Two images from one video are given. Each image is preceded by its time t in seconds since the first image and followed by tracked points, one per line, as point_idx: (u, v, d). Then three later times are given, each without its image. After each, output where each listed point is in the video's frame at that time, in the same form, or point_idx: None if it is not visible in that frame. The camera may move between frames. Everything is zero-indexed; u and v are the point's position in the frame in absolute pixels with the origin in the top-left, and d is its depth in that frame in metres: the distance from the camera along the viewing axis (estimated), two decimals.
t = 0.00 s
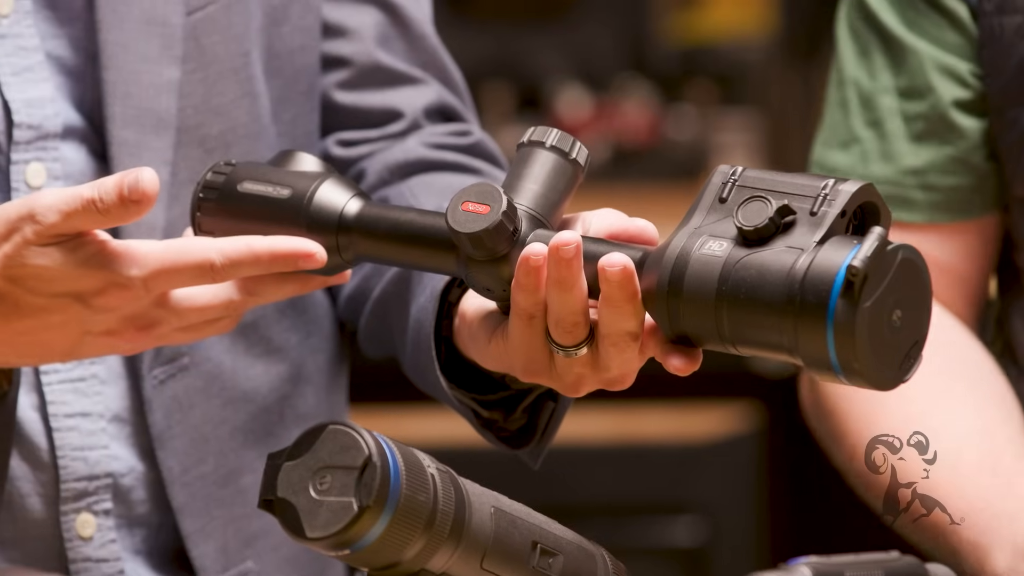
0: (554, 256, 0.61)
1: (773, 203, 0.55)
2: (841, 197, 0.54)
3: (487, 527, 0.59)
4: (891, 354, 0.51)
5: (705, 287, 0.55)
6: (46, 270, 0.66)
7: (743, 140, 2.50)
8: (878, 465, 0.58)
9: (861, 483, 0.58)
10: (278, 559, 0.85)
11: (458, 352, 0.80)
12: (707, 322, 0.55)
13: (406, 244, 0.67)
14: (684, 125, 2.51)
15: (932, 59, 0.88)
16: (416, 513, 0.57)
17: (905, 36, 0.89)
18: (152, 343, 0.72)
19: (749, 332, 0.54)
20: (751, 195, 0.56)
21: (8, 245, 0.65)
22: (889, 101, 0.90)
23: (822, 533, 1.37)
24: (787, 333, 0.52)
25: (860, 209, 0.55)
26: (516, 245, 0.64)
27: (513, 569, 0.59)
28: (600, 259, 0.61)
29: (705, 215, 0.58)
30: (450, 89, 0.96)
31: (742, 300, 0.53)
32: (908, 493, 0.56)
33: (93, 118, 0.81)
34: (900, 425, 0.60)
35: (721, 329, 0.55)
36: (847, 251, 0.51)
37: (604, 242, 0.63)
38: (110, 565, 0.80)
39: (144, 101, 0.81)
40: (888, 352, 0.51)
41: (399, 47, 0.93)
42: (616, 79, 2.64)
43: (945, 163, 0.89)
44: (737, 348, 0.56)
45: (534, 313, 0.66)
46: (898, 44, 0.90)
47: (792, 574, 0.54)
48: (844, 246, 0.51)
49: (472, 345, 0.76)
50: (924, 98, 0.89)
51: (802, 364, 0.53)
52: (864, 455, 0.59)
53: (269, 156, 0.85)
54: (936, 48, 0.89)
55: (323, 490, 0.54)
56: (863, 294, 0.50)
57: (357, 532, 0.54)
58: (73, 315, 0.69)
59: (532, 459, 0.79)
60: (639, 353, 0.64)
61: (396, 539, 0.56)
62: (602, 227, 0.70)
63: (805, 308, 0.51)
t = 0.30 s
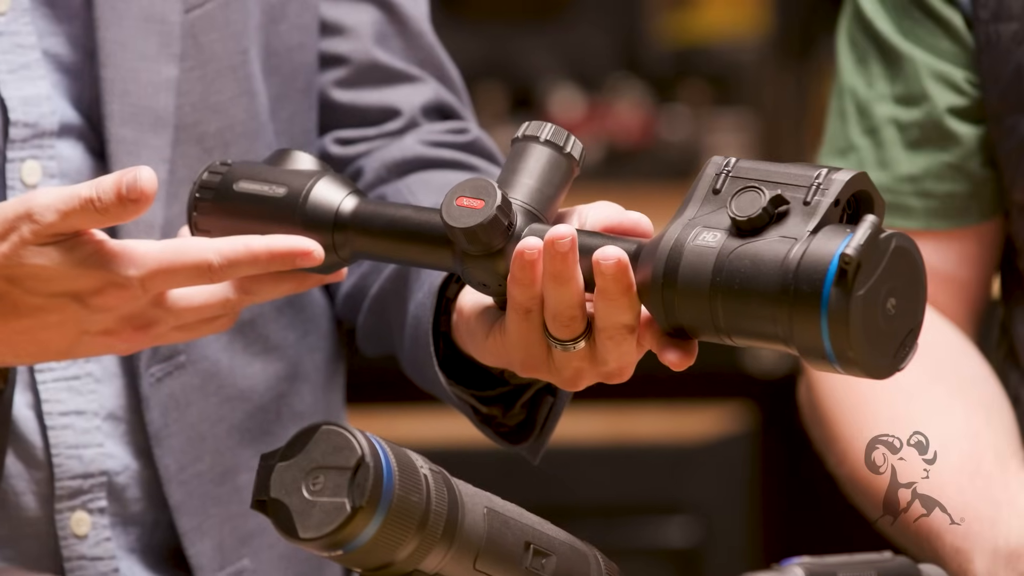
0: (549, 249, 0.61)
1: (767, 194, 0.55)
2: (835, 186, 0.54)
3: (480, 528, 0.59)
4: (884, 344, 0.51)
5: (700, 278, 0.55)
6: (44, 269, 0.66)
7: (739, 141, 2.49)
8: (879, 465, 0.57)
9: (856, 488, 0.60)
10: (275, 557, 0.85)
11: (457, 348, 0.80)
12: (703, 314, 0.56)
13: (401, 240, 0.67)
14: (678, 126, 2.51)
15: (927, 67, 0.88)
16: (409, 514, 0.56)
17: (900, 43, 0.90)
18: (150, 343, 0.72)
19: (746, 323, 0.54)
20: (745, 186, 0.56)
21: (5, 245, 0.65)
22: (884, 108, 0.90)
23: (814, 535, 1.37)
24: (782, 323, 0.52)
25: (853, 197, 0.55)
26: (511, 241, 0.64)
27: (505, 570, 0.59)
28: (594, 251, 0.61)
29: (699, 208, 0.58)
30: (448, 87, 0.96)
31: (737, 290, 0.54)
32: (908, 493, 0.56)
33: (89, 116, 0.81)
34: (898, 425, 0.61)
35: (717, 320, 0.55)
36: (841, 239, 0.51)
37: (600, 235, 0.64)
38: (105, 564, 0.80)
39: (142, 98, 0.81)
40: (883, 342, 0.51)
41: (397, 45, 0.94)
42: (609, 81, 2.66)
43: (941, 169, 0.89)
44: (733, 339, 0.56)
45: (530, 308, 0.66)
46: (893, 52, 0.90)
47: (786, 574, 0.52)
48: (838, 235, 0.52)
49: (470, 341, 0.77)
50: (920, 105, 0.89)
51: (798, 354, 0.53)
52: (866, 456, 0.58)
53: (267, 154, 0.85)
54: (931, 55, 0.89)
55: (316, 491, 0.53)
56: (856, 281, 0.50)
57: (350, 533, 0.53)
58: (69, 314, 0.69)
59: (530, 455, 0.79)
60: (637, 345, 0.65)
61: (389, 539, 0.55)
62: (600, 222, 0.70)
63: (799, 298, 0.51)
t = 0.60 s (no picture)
0: (545, 249, 0.61)
1: (763, 195, 0.55)
2: (831, 188, 0.54)
3: (475, 529, 0.59)
4: (880, 345, 0.51)
5: (695, 278, 0.55)
6: (40, 270, 0.66)
7: (732, 142, 2.50)
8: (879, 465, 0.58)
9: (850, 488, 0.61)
10: (271, 558, 0.85)
11: (453, 348, 0.80)
12: (698, 314, 0.56)
13: (397, 240, 0.67)
14: (673, 127, 2.52)
15: (923, 64, 0.88)
16: (404, 515, 0.56)
17: (896, 41, 0.90)
18: (146, 344, 0.72)
19: (740, 324, 0.54)
20: (742, 187, 0.56)
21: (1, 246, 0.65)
22: (880, 105, 0.91)
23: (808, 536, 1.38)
24: (777, 325, 0.53)
25: (849, 199, 0.55)
26: (508, 241, 0.64)
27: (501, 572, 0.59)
28: (590, 251, 0.62)
29: (695, 209, 0.58)
30: (445, 87, 0.96)
31: (732, 291, 0.54)
32: (908, 493, 0.57)
33: (86, 117, 0.82)
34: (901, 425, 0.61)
35: (712, 321, 0.55)
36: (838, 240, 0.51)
37: (596, 235, 0.64)
38: (99, 565, 0.80)
39: (139, 99, 0.81)
40: (879, 343, 0.51)
41: (395, 46, 0.94)
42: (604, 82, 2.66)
43: (936, 167, 0.89)
44: (728, 340, 0.56)
45: (526, 308, 0.66)
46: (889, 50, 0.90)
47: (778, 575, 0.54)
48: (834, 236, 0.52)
49: (465, 341, 0.77)
50: (915, 102, 0.89)
51: (793, 355, 0.53)
52: (866, 456, 0.59)
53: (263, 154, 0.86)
54: (927, 53, 0.89)
55: (311, 492, 0.53)
56: (851, 282, 0.50)
57: (345, 534, 0.53)
58: (66, 315, 0.69)
59: (526, 456, 0.79)
60: (633, 345, 0.65)
61: (385, 540, 0.55)
62: (596, 222, 0.70)
63: (794, 300, 0.51)
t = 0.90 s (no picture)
0: (538, 252, 0.61)
1: (755, 199, 0.55)
2: (823, 191, 0.54)
3: (471, 531, 0.59)
4: (873, 349, 0.51)
5: (688, 281, 0.55)
6: (34, 274, 0.66)
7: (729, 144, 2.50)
8: (878, 465, 0.58)
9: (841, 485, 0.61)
10: (265, 561, 0.85)
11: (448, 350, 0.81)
12: (690, 318, 0.56)
13: (390, 243, 0.67)
14: (669, 130, 2.53)
15: (916, 63, 0.88)
16: (401, 518, 0.56)
17: (888, 40, 0.90)
18: (139, 348, 0.72)
19: (733, 327, 0.54)
20: (734, 191, 0.56)
21: None
22: (872, 104, 0.91)
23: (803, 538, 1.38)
24: (770, 328, 0.53)
25: (841, 202, 0.55)
26: (501, 245, 0.64)
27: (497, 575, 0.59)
28: (583, 254, 0.62)
29: (687, 213, 0.58)
30: (440, 89, 0.96)
31: (725, 296, 0.54)
32: (908, 493, 0.57)
33: (80, 121, 0.82)
34: (901, 426, 0.61)
35: (705, 324, 0.55)
36: (830, 243, 0.52)
37: (589, 238, 0.64)
38: (95, 568, 0.80)
39: (133, 102, 0.81)
40: (873, 346, 0.51)
41: (390, 48, 0.94)
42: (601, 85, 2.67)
43: (929, 165, 0.90)
44: (721, 344, 0.56)
45: (519, 311, 0.66)
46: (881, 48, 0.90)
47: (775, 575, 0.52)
48: (826, 239, 0.52)
49: (460, 344, 0.77)
50: (909, 101, 0.89)
51: (786, 359, 0.53)
52: (863, 455, 0.59)
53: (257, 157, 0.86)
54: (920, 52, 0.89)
55: (307, 494, 0.54)
56: (843, 286, 0.50)
57: (341, 536, 0.53)
58: (60, 320, 0.69)
59: (521, 458, 0.79)
60: (624, 349, 0.65)
61: (381, 542, 0.55)
62: (590, 224, 0.70)
63: (787, 303, 0.52)
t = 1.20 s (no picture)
0: (537, 259, 0.61)
1: (754, 207, 0.55)
2: (823, 199, 0.54)
3: (469, 538, 0.59)
4: (873, 355, 0.51)
5: (687, 289, 0.55)
6: (31, 280, 0.66)
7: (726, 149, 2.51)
8: (879, 465, 0.58)
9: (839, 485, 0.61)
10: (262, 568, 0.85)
11: (445, 357, 0.80)
12: (690, 325, 0.56)
13: (388, 250, 0.67)
14: (666, 136, 2.53)
15: (916, 70, 0.88)
16: (397, 523, 0.56)
17: (887, 47, 0.90)
18: (137, 354, 0.72)
19: (732, 335, 0.54)
20: (733, 199, 0.56)
21: None
22: (871, 111, 0.91)
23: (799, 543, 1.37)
24: (769, 335, 0.53)
25: (840, 210, 0.55)
26: (499, 252, 0.64)
27: None
28: (582, 260, 0.62)
29: (686, 221, 0.58)
30: (436, 96, 0.96)
31: (724, 303, 0.54)
32: (908, 494, 0.57)
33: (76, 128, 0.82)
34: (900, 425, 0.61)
35: (704, 332, 0.55)
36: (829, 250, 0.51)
37: (588, 245, 0.64)
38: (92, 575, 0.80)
39: (129, 109, 0.81)
40: (872, 353, 0.51)
41: (386, 55, 0.94)
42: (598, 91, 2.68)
43: (926, 172, 0.90)
44: (720, 351, 0.56)
45: (517, 318, 0.66)
46: (880, 55, 0.90)
47: None
48: (825, 246, 0.52)
49: (458, 350, 0.77)
50: (907, 108, 0.89)
51: (785, 366, 0.53)
52: (864, 456, 0.59)
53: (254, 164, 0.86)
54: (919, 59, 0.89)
55: (304, 500, 0.54)
56: (843, 293, 0.50)
57: (338, 542, 0.53)
58: (57, 327, 0.69)
59: (518, 465, 0.79)
60: (623, 355, 0.65)
61: (379, 548, 0.55)
62: (587, 232, 0.70)
63: (786, 310, 0.51)
